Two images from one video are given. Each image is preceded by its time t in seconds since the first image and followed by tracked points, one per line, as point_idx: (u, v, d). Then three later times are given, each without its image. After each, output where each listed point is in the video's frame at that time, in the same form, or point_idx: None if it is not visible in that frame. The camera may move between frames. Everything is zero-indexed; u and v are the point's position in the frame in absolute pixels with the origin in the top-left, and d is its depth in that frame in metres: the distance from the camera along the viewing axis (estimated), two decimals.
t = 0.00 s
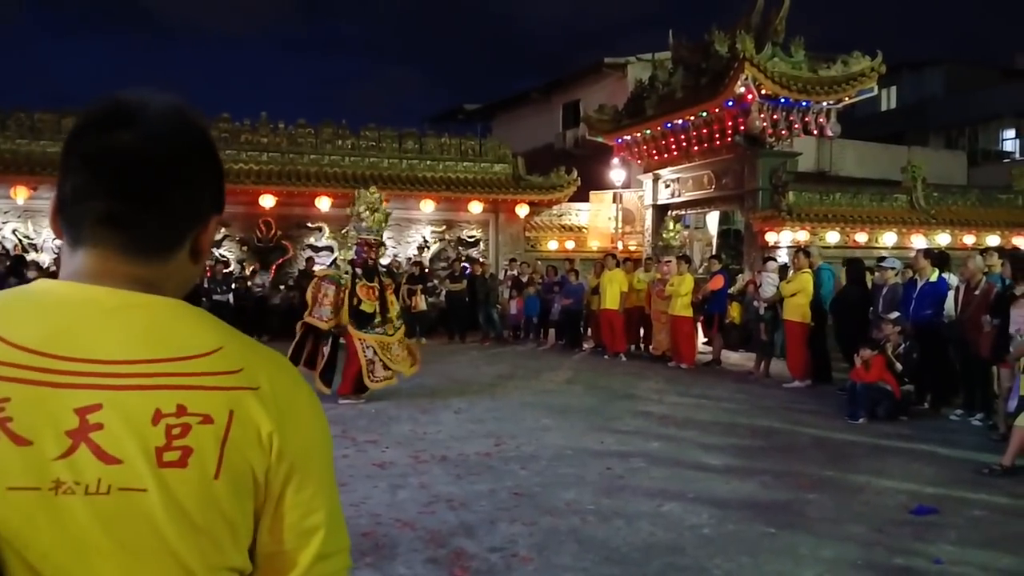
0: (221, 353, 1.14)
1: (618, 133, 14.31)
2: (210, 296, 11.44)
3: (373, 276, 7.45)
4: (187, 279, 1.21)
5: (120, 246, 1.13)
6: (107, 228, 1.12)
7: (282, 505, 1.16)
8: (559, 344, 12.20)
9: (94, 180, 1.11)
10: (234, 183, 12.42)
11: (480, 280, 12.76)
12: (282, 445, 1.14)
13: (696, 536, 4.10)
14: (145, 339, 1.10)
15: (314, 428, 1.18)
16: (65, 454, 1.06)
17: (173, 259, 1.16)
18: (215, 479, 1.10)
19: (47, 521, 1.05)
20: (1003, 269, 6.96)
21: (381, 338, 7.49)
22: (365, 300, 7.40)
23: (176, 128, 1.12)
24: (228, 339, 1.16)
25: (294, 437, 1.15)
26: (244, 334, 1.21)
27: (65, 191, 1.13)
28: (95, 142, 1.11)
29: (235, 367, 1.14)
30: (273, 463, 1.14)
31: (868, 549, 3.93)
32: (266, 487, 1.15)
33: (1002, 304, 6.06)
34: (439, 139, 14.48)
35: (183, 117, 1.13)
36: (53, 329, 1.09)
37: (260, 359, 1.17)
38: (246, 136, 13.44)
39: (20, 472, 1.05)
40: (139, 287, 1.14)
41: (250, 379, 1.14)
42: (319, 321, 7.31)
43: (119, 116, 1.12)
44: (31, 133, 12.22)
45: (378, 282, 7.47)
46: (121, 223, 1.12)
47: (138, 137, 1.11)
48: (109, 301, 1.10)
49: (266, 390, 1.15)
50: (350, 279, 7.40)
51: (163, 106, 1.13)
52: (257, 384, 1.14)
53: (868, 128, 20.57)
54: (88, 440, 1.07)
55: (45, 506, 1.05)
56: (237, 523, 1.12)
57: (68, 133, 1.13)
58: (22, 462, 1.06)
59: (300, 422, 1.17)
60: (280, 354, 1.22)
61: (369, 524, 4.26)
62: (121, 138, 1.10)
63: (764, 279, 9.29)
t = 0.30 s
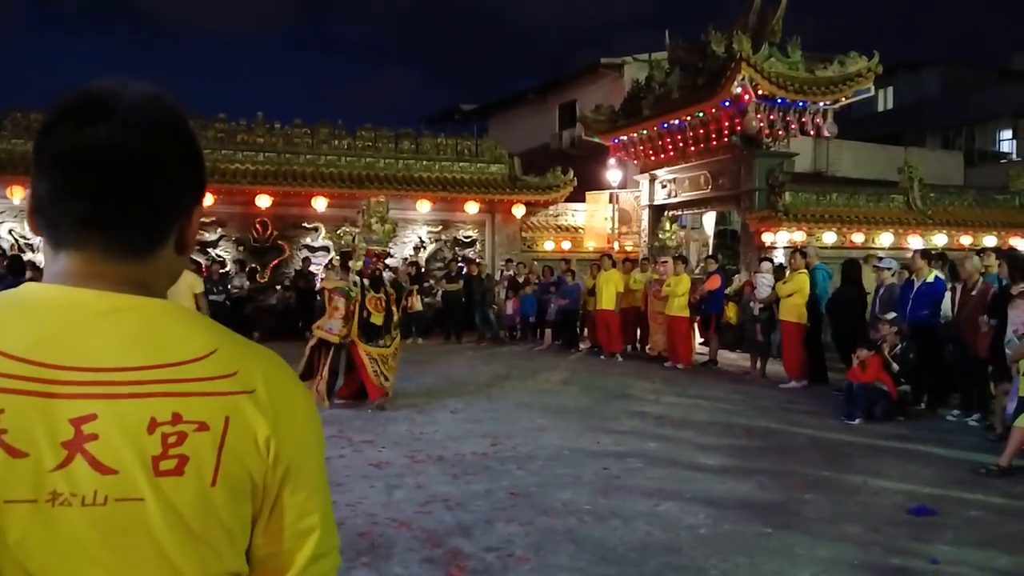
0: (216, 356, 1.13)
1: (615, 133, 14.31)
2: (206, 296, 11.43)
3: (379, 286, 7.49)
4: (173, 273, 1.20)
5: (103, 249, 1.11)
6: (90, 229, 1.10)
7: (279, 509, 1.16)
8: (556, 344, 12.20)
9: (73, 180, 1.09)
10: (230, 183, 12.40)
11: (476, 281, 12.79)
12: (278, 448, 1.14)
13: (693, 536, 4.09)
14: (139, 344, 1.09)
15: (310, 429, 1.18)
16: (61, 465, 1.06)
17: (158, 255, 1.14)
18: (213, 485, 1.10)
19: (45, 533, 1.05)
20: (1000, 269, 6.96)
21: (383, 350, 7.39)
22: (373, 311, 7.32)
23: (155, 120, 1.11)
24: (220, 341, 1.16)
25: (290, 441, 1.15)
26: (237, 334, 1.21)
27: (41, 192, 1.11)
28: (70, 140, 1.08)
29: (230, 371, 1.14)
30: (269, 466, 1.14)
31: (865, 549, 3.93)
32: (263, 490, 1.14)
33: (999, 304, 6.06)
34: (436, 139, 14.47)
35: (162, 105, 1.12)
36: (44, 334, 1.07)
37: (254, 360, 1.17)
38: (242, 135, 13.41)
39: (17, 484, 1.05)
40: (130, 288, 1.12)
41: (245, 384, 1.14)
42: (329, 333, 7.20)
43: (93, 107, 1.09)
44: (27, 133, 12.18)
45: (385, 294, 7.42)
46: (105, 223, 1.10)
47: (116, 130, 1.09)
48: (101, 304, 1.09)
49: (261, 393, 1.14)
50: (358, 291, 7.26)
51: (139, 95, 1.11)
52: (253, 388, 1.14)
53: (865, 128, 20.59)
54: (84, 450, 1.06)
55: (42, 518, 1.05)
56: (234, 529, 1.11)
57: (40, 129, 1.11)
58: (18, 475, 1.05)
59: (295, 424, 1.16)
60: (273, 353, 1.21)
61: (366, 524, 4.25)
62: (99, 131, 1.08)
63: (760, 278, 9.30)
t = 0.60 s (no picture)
0: (198, 363, 1.12)
1: (614, 132, 14.29)
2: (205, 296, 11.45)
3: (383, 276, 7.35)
4: (156, 270, 1.19)
5: (84, 252, 1.10)
6: (69, 231, 1.09)
7: (262, 516, 1.15)
8: (555, 343, 12.20)
9: (51, 181, 1.07)
10: (229, 182, 12.38)
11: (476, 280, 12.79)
12: (261, 457, 1.13)
13: (693, 535, 4.08)
14: (120, 353, 1.08)
15: (295, 433, 1.17)
16: (40, 476, 1.05)
17: (142, 254, 1.14)
18: (193, 496, 1.09)
19: (23, 546, 1.04)
20: (999, 267, 6.95)
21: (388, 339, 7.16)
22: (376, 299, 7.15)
23: (139, 115, 1.09)
24: (202, 345, 1.14)
25: (273, 449, 1.15)
26: (220, 335, 1.20)
27: (18, 189, 1.09)
28: (49, 136, 1.06)
29: (212, 378, 1.13)
30: (252, 473, 1.13)
31: (864, 547, 3.92)
32: (245, 498, 1.14)
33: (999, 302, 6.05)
34: (434, 138, 14.45)
35: (147, 99, 1.10)
36: (22, 342, 1.06)
37: (237, 364, 1.16)
38: (240, 134, 13.38)
39: None
40: (111, 290, 1.11)
41: (228, 392, 1.13)
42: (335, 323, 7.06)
43: (74, 100, 1.07)
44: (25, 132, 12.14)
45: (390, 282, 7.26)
46: (86, 225, 1.08)
47: (100, 124, 1.07)
48: (80, 310, 1.08)
49: (244, 401, 1.14)
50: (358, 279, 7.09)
51: (122, 87, 1.10)
52: (234, 396, 1.13)
53: (864, 126, 20.57)
54: (62, 462, 1.05)
55: (19, 530, 1.04)
56: (217, 538, 1.11)
57: (16, 124, 1.09)
58: None
59: (279, 429, 1.16)
60: (258, 356, 1.20)
61: (365, 523, 4.24)
62: (81, 126, 1.07)
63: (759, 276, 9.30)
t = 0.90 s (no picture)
0: (192, 360, 1.12)
1: (614, 130, 14.29)
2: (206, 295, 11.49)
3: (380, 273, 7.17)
4: (148, 268, 1.18)
5: (76, 252, 1.09)
6: (59, 232, 1.08)
7: (256, 515, 1.15)
8: (556, 341, 12.19)
9: (42, 181, 1.06)
10: (229, 182, 12.38)
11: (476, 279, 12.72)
12: (255, 455, 1.13)
13: (693, 534, 4.08)
14: (112, 350, 1.08)
15: (288, 431, 1.17)
16: (34, 476, 1.04)
17: (134, 254, 1.13)
18: (188, 495, 1.08)
19: (18, 546, 1.04)
20: (1000, 265, 6.93)
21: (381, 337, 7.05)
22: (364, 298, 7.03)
23: (130, 112, 1.08)
24: (195, 343, 1.14)
25: (267, 447, 1.14)
26: (213, 334, 1.19)
27: (7, 188, 1.08)
28: (39, 135, 1.05)
29: (206, 376, 1.12)
30: (247, 471, 1.13)
31: (864, 546, 3.91)
32: (239, 497, 1.13)
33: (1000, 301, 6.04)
34: (434, 137, 14.44)
35: (139, 96, 1.10)
36: (16, 341, 1.06)
37: (229, 362, 1.15)
38: (240, 134, 13.37)
39: None
40: (106, 289, 1.11)
41: (221, 390, 1.12)
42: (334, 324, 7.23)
43: (64, 98, 1.06)
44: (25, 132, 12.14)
45: (381, 280, 7.06)
46: (77, 226, 1.08)
47: (90, 123, 1.06)
48: (74, 309, 1.07)
49: (238, 399, 1.13)
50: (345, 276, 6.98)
51: (113, 82, 1.09)
52: (229, 394, 1.13)
53: (864, 124, 20.56)
54: (56, 461, 1.05)
55: (14, 531, 1.04)
56: (212, 538, 1.11)
57: (3, 122, 1.07)
58: None
59: (273, 428, 1.15)
60: (251, 354, 1.20)
61: (365, 522, 4.23)
62: (72, 125, 1.06)
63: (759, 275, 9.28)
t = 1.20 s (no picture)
0: (192, 359, 1.12)
1: (615, 130, 14.28)
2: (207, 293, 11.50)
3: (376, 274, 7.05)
4: (147, 269, 1.19)
5: (74, 254, 1.09)
6: (56, 234, 1.08)
7: (259, 514, 1.15)
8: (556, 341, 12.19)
9: (39, 181, 1.06)
10: (230, 181, 12.38)
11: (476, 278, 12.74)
12: (256, 454, 1.13)
13: (693, 535, 4.08)
14: (112, 351, 1.08)
15: (288, 431, 1.17)
16: (36, 476, 1.04)
17: (132, 255, 1.13)
18: (189, 495, 1.08)
19: (21, 547, 1.04)
20: (1000, 266, 6.93)
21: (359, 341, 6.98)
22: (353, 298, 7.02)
23: (128, 114, 1.08)
24: (195, 342, 1.14)
25: (268, 446, 1.14)
26: (212, 333, 1.19)
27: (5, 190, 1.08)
28: (36, 137, 1.05)
29: (206, 375, 1.12)
30: (249, 470, 1.13)
31: (864, 547, 3.91)
32: (240, 495, 1.13)
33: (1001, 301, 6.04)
34: (435, 136, 14.44)
35: (136, 98, 1.10)
36: (16, 342, 1.06)
37: (229, 361, 1.15)
38: (242, 133, 13.37)
39: None
40: (105, 290, 1.11)
41: (222, 389, 1.12)
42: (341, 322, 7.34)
43: (61, 100, 1.06)
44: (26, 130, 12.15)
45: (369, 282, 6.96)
46: (75, 227, 1.08)
47: (87, 125, 1.06)
48: (72, 310, 1.07)
49: (238, 399, 1.13)
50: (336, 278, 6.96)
51: (110, 83, 1.09)
52: (229, 393, 1.12)
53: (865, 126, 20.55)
54: (58, 462, 1.05)
55: (16, 531, 1.04)
56: (214, 537, 1.11)
57: None
58: None
59: (273, 427, 1.15)
60: (250, 353, 1.19)
61: (365, 522, 4.23)
62: (69, 127, 1.06)
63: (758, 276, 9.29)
